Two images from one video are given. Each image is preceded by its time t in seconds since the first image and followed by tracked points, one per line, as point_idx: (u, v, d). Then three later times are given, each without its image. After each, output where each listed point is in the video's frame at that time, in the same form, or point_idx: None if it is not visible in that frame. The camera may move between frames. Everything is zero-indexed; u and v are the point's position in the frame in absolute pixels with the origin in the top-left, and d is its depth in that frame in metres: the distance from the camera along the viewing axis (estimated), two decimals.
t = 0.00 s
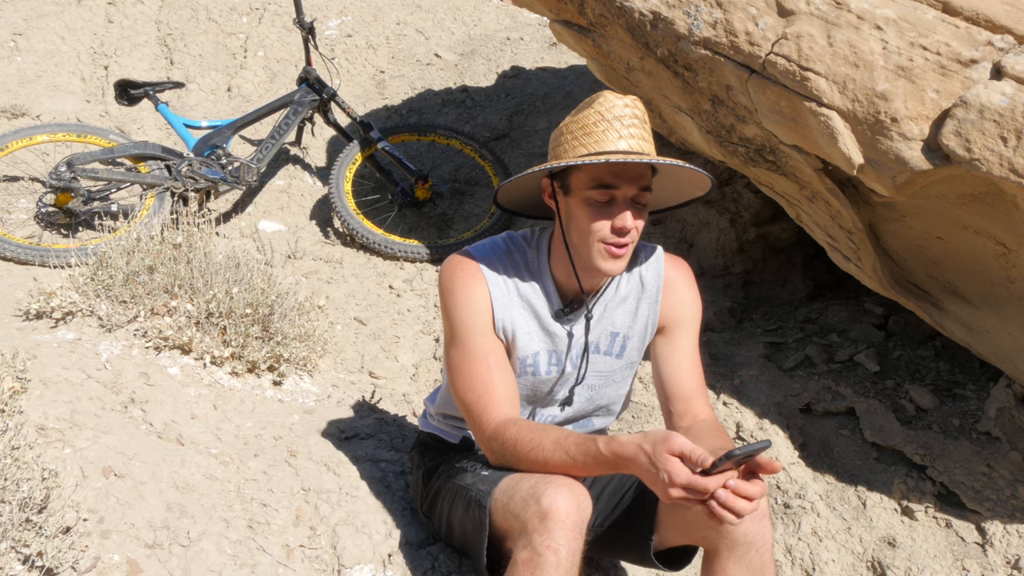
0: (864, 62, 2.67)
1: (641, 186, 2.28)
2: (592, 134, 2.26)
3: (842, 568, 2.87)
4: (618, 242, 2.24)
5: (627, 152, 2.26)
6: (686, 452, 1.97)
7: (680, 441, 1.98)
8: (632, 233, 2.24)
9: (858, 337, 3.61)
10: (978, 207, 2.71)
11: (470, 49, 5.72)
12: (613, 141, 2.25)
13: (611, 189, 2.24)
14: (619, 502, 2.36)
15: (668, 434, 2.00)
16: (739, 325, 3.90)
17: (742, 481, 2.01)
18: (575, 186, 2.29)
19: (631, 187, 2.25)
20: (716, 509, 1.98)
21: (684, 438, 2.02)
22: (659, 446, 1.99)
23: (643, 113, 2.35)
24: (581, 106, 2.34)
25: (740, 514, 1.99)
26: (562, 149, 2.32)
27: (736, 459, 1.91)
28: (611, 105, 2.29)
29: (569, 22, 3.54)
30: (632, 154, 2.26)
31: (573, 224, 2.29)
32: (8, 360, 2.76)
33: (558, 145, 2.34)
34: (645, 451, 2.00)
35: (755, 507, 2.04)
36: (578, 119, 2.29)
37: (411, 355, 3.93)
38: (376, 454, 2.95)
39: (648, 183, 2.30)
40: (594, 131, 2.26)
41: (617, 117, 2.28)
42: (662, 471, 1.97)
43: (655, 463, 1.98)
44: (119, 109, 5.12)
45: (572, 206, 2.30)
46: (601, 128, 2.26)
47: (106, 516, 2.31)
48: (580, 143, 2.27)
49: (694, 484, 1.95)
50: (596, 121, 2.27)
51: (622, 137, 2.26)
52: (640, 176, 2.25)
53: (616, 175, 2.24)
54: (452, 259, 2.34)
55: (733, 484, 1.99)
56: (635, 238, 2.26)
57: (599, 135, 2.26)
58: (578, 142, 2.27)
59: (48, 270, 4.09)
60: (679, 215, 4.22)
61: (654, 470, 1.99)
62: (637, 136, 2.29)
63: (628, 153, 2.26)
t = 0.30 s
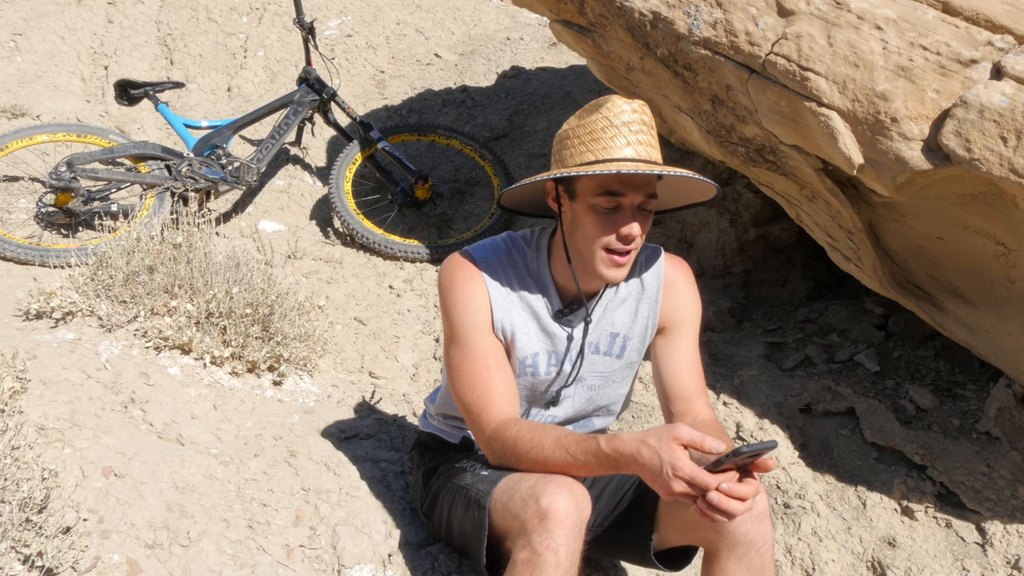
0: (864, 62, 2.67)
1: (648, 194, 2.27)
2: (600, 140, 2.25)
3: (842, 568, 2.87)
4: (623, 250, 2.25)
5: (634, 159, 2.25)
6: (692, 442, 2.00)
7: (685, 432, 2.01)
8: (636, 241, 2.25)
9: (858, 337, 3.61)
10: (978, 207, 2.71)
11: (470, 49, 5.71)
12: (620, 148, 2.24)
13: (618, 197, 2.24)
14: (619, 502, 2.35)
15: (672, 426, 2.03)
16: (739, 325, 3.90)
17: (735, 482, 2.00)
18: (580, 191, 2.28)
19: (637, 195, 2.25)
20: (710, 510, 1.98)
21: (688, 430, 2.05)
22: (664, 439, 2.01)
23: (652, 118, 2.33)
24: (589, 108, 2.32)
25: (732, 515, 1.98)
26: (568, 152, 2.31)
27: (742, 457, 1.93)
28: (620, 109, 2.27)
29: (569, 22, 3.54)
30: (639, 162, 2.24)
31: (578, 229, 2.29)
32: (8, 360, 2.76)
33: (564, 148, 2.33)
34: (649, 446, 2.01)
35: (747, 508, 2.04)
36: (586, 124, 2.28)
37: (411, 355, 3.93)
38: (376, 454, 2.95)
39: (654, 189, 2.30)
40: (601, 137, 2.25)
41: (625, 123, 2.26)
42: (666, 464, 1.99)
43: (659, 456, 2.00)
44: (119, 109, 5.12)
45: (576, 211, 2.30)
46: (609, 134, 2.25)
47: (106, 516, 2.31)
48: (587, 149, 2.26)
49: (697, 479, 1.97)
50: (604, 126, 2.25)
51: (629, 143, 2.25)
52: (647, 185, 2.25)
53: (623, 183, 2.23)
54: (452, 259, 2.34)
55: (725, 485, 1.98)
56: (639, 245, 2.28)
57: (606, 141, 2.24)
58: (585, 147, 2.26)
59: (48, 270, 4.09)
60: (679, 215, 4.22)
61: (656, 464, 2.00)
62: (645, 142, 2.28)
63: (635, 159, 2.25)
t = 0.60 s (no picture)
0: (864, 62, 2.67)
1: (650, 196, 2.26)
2: (602, 143, 2.24)
3: (842, 568, 2.87)
4: (625, 253, 2.25)
5: (637, 161, 2.25)
6: (691, 441, 2.00)
7: (686, 430, 2.01)
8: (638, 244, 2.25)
9: (858, 337, 3.61)
10: (978, 207, 2.71)
11: (470, 49, 5.72)
12: (623, 150, 2.24)
13: (621, 200, 2.22)
14: (619, 502, 2.35)
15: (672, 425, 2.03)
16: (739, 326, 3.90)
17: (735, 480, 2.00)
18: (583, 193, 2.27)
19: (640, 198, 2.24)
20: (712, 508, 1.98)
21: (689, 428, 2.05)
22: (664, 438, 2.01)
23: (653, 121, 2.33)
24: (591, 109, 2.31)
25: (734, 513, 1.98)
26: (570, 154, 2.30)
27: (743, 453, 1.92)
28: (622, 111, 2.27)
29: (569, 22, 3.54)
30: (642, 165, 2.25)
31: (580, 232, 2.29)
32: (8, 360, 2.76)
33: (566, 149, 2.32)
34: (649, 445, 2.01)
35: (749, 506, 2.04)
36: (588, 126, 2.27)
37: (411, 355, 3.93)
38: (376, 454, 2.95)
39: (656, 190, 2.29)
40: (604, 139, 2.24)
41: (627, 125, 2.26)
42: (667, 463, 1.99)
43: (660, 455, 2.00)
44: (119, 109, 5.12)
45: (579, 213, 2.29)
46: (612, 136, 2.24)
47: (106, 516, 2.31)
48: (589, 151, 2.25)
49: (698, 477, 1.97)
50: (607, 129, 2.25)
51: (631, 146, 2.25)
52: (650, 187, 2.23)
53: (626, 186, 2.21)
54: (452, 259, 2.34)
55: (726, 484, 1.97)
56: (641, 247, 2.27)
57: (609, 143, 2.24)
58: (588, 149, 2.26)
59: (48, 270, 4.09)
60: (679, 215, 4.22)
61: (657, 463, 2.00)
62: (647, 145, 2.28)
63: (637, 162, 2.25)
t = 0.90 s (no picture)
0: (864, 62, 2.67)
1: (652, 196, 2.25)
2: (603, 143, 2.24)
3: (842, 568, 2.87)
4: (627, 253, 2.25)
5: (637, 161, 2.24)
6: (690, 442, 1.98)
7: (682, 430, 2.00)
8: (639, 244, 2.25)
9: (858, 337, 3.61)
10: (978, 207, 2.71)
11: (470, 49, 5.71)
12: (625, 150, 2.23)
13: (622, 200, 2.22)
14: (618, 502, 2.35)
15: (671, 425, 2.02)
16: (739, 326, 3.90)
17: (736, 480, 2.00)
18: (584, 193, 2.26)
19: (641, 198, 2.23)
20: (714, 508, 1.98)
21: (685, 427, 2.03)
22: (663, 438, 2.01)
23: (654, 121, 2.33)
24: (591, 109, 2.31)
25: (735, 514, 1.97)
26: (571, 154, 2.30)
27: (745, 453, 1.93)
28: (623, 112, 2.27)
29: (569, 22, 3.54)
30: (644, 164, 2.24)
31: (581, 231, 2.29)
32: (8, 360, 2.76)
33: (567, 149, 2.32)
34: (649, 445, 2.01)
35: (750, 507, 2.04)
36: (589, 126, 2.27)
37: (411, 356, 3.93)
38: (376, 454, 2.95)
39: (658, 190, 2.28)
40: (605, 139, 2.24)
41: (629, 125, 2.26)
42: (667, 463, 1.98)
43: (659, 456, 1.99)
44: (119, 109, 5.12)
45: (580, 213, 2.29)
46: (613, 137, 2.24)
47: (106, 516, 2.31)
48: (590, 151, 2.25)
49: (698, 477, 1.97)
50: (608, 129, 2.25)
51: (632, 146, 2.24)
52: (651, 187, 2.23)
53: (627, 186, 2.21)
54: (452, 259, 2.34)
55: (726, 484, 1.97)
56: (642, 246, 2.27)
57: (610, 143, 2.24)
58: (589, 149, 2.25)
59: (48, 270, 4.09)
60: (679, 215, 4.22)
61: (657, 463, 1.99)
62: (648, 145, 2.28)
63: (638, 162, 2.24)
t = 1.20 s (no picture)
0: (864, 62, 2.67)
1: (640, 191, 2.28)
2: (592, 138, 2.26)
3: (842, 568, 2.87)
4: (616, 246, 2.25)
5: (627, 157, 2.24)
6: (690, 442, 1.98)
7: (683, 430, 1.99)
8: (626, 237, 2.24)
9: (858, 337, 3.61)
10: (978, 207, 2.71)
11: (470, 49, 5.71)
12: (616, 146, 2.24)
13: (607, 192, 2.25)
14: (619, 502, 2.35)
15: (671, 425, 2.02)
16: (739, 326, 3.90)
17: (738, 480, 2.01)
18: (572, 188, 2.31)
19: (628, 191, 2.26)
20: (715, 508, 1.98)
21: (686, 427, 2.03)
22: (663, 438, 2.01)
23: (651, 119, 2.33)
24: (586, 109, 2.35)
25: (736, 513, 1.97)
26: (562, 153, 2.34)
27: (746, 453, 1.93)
28: (614, 109, 2.29)
29: (569, 22, 3.54)
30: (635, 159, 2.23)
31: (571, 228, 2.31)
32: (8, 360, 2.76)
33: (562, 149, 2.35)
34: (650, 444, 2.01)
35: (750, 507, 2.04)
36: (581, 124, 2.29)
37: (411, 355, 3.93)
38: (376, 454, 2.95)
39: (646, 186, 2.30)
40: (594, 135, 2.26)
41: (621, 121, 2.26)
42: (668, 463, 1.98)
43: (660, 455, 1.99)
44: (119, 109, 5.12)
45: (569, 210, 2.32)
46: (604, 133, 2.25)
47: (106, 516, 2.31)
48: (581, 148, 2.27)
49: (699, 476, 1.96)
50: (598, 125, 2.27)
51: (622, 141, 2.25)
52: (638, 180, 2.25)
53: (612, 178, 2.24)
54: (452, 258, 2.34)
55: (727, 484, 1.97)
56: (631, 242, 2.26)
57: (600, 140, 2.25)
58: (580, 146, 2.28)
59: (48, 270, 4.09)
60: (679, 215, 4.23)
61: (658, 463, 1.99)
62: (642, 141, 2.27)
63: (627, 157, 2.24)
